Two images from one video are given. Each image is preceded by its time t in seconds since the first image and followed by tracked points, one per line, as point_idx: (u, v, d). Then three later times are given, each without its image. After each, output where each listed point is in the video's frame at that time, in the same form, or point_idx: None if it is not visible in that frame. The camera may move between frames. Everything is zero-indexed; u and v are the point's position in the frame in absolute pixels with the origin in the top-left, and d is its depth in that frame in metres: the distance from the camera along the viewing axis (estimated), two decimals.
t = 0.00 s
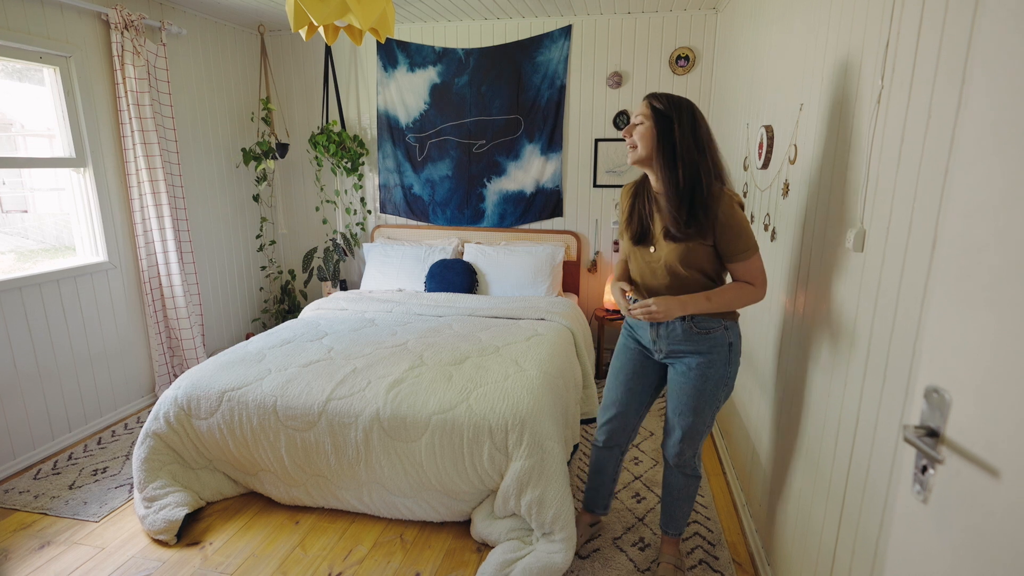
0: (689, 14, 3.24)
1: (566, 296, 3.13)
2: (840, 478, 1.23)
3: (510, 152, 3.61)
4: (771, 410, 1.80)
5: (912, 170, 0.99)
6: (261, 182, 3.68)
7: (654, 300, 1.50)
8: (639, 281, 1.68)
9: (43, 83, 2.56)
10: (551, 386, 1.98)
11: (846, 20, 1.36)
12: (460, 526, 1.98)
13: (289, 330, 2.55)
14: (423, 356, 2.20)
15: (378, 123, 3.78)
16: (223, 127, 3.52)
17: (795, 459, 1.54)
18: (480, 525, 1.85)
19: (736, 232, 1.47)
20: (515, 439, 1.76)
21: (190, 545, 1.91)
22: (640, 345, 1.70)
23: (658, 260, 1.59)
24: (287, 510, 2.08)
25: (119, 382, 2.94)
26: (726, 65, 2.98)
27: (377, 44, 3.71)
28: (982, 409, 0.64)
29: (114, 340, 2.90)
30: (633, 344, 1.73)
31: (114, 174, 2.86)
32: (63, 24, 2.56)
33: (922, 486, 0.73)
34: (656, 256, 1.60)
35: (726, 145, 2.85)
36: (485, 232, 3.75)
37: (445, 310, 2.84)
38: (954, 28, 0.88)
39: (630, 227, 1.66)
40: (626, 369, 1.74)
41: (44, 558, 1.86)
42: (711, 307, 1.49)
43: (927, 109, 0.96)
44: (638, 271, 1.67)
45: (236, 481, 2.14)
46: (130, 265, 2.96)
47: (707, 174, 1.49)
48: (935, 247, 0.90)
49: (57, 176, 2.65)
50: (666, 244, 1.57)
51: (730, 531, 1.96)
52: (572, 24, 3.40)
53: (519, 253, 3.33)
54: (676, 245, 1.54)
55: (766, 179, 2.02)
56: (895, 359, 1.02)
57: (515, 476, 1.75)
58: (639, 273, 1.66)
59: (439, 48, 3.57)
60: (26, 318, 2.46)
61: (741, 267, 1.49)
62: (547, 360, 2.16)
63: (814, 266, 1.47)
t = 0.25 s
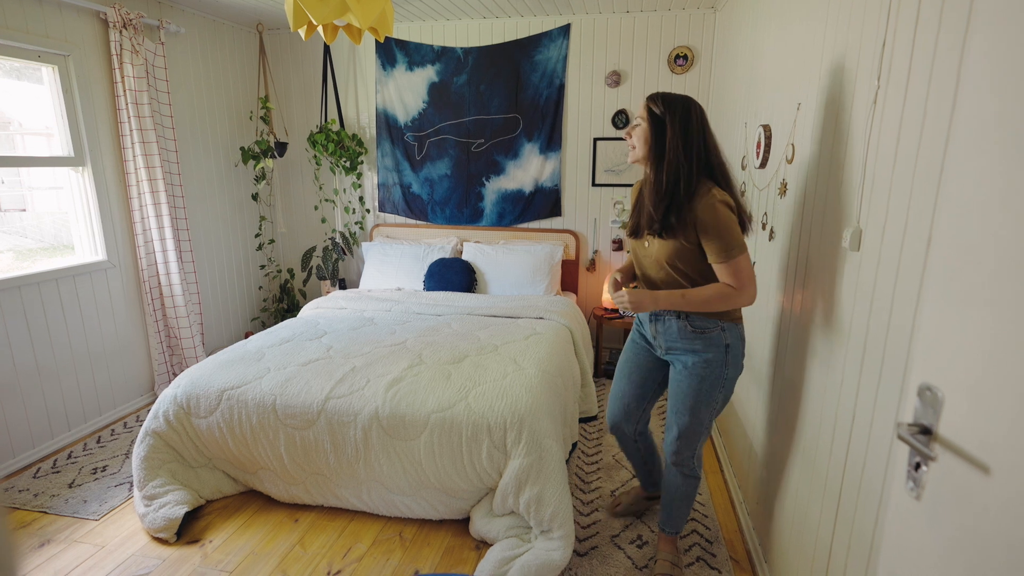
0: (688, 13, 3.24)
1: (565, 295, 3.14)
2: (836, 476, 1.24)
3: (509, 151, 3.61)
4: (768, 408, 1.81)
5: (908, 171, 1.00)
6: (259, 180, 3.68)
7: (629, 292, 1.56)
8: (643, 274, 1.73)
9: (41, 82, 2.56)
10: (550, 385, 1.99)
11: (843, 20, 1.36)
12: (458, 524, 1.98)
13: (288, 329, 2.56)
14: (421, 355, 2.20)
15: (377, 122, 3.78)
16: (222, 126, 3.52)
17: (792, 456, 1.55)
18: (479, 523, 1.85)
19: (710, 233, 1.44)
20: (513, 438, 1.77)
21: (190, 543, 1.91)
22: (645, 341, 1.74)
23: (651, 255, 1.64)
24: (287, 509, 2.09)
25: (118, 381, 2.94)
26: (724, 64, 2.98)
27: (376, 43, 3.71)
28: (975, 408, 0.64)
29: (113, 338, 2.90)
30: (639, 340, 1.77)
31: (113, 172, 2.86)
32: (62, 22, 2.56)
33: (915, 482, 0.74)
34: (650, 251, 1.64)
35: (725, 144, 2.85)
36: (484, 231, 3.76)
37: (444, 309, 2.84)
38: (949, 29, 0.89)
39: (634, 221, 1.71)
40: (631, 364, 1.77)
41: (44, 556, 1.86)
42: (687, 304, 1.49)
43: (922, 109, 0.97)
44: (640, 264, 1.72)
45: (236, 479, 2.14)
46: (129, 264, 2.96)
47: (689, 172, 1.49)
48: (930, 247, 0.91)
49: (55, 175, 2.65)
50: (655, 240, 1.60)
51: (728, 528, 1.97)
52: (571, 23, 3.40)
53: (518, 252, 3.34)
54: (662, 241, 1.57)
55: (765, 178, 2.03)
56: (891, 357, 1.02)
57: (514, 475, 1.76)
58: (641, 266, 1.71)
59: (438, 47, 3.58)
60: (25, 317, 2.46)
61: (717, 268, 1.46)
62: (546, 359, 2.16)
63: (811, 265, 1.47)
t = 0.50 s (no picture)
0: (685, 12, 3.25)
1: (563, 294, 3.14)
2: (833, 473, 1.25)
3: (507, 150, 3.62)
4: (765, 406, 1.81)
5: (904, 169, 1.00)
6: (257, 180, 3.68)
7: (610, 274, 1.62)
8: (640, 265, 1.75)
9: (39, 82, 2.56)
10: (549, 384, 1.99)
11: (840, 18, 1.37)
12: (457, 523, 1.99)
13: (286, 328, 2.56)
14: (420, 354, 2.20)
15: (375, 121, 3.78)
16: (220, 125, 3.52)
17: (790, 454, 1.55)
18: (478, 522, 1.86)
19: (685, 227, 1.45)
20: (512, 436, 1.77)
21: (189, 542, 1.91)
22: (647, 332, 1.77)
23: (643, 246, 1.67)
24: (285, 508, 2.09)
25: (117, 381, 2.94)
26: (722, 63, 2.99)
27: (374, 42, 3.71)
28: (971, 405, 0.65)
29: (112, 338, 2.90)
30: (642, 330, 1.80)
31: (111, 172, 2.86)
32: (59, 21, 2.56)
33: (911, 479, 0.75)
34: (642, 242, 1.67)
35: (723, 143, 2.86)
36: (482, 230, 3.77)
37: (443, 308, 2.85)
38: (945, 28, 0.89)
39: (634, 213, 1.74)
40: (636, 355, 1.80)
41: (43, 556, 1.86)
42: (656, 292, 1.53)
43: (919, 108, 0.97)
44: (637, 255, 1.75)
45: (235, 478, 2.14)
46: (127, 264, 2.96)
47: (671, 170, 1.50)
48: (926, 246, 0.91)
49: (53, 175, 2.64)
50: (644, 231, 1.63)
51: (726, 526, 1.98)
52: (569, 22, 3.40)
53: (517, 251, 3.34)
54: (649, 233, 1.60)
55: (762, 177, 2.03)
56: (888, 355, 1.03)
57: (512, 473, 1.76)
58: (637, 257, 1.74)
59: (436, 46, 3.57)
60: (24, 316, 2.46)
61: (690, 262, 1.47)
62: (544, 357, 2.17)
63: (808, 263, 1.48)
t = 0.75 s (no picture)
0: (683, 11, 3.25)
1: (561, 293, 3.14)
2: (831, 471, 1.25)
3: (505, 150, 3.61)
4: (762, 405, 1.82)
5: (901, 168, 1.01)
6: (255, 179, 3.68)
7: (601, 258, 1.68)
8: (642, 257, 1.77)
9: (36, 81, 2.55)
10: (547, 383, 1.99)
11: (837, 17, 1.37)
12: (456, 522, 1.99)
13: (285, 328, 2.56)
14: (419, 354, 2.20)
15: (373, 120, 3.78)
16: (217, 124, 3.51)
17: (787, 452, 1.56)
18: (477, 521, 1.86)
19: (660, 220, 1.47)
20: (510, 435, 1.77)
21: (188, 542, 1.91)
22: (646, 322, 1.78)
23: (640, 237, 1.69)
24: (284, 507, 2.09)
25: (115, 381, 2.93)
26: (720, 62, 2.99)
27: (372, 41, 3.70)
28: (967, 403, 0.65)
29: (110, 338, 2.90)
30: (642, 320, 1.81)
31: (108, 172, 2.85)
32: (56, 20, 2.55)
33: (907, 476, 0.75)
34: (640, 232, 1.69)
35: (721, 142, 2.86)
36: (480, 229, 3.77)
37: (441, 307, 2.85)
38: (941, 27, 0.90)
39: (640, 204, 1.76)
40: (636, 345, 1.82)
41: (41, 556, 1.86)
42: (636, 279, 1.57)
43: (915, 108, 0.97)
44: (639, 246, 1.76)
45: (234, 478, 2.14)
46: (125, 264, 2.95)
47: (655, 167, 1.52)
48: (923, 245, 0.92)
49: (51, 174, 2.64)
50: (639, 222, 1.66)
51: (725, 525, 1.98)
52: (567, 21, 3.40)
53: (515, 250, 3.34)
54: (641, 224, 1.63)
55: (760, 176, 2.03)
56: (885, 354, 1.03)
57: (511, 472, 1.76)
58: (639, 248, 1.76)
59: (434, 45, 3.57)
60: (21, 316, 2.46)
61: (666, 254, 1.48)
62: (543, 356, 2.17)
63: (806, 262, 1.48)
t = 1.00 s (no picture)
0: (681, 10, 3.25)
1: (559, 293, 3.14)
2: (829, 470, 1.25)
3: (503, 149, 3.61)
4: (760, 403, 1.82)
5: (898, 166, 1.01)
6: (253, 179, 3.68)
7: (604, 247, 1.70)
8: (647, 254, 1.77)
9: (32, 82, 2.54)
10: (545, 383, 1.99)
11: (834, 16, 1.37)
12: (455, 522, 1.99)
13: (283, 328, 2.55)
14: (417, 354, 2.20)
15: (371, 120, 3.78)
16: (215, 125, 3.51)
17: (785, 451, 1.56)
18: (476, 520, 1.86)
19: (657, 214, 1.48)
20: (509, 435, 1.77)
21: (186, 543, 1.91)
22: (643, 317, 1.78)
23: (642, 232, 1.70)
24: (283, 508, 2.09)
25: (113, 382, 2.93)
26: (718, 61, 2.99)
27: (370, 41, 3.70)
28: (965, 401, 0.65)
29: (108, 339, 2.89)
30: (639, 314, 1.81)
31: (106, 172, 2.85)
32: (52, 21, 2.54)
33: (905, 474, 0.75)
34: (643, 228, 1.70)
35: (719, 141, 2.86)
36: (478, 229, 3.77)
37: (440, 307, 2.85)
38: (938, 26, 0.90)
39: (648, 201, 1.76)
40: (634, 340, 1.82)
41: (39, 557, 1.86)
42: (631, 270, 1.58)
43: (913, 106, 0.97)
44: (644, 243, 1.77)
45: (232, 478, 2.14)
46: (122, 264, 2.95)
47: (656, 168, 1.53)
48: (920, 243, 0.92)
49: (48, 175, 2.63)
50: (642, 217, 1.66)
51: (723, 524, 1.98)
52: (565, 21, 3.40)
53: (513, 250, 3.34)
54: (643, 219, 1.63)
55: (758, 175, 2.03)
56: (882, 352, 1.03)
57: (510, 471, 1.76)
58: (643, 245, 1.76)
59: (432, 45, 3.57)
60: (19, 317, 2.45)
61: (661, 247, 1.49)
62: (541, 356, 2.17)
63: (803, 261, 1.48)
